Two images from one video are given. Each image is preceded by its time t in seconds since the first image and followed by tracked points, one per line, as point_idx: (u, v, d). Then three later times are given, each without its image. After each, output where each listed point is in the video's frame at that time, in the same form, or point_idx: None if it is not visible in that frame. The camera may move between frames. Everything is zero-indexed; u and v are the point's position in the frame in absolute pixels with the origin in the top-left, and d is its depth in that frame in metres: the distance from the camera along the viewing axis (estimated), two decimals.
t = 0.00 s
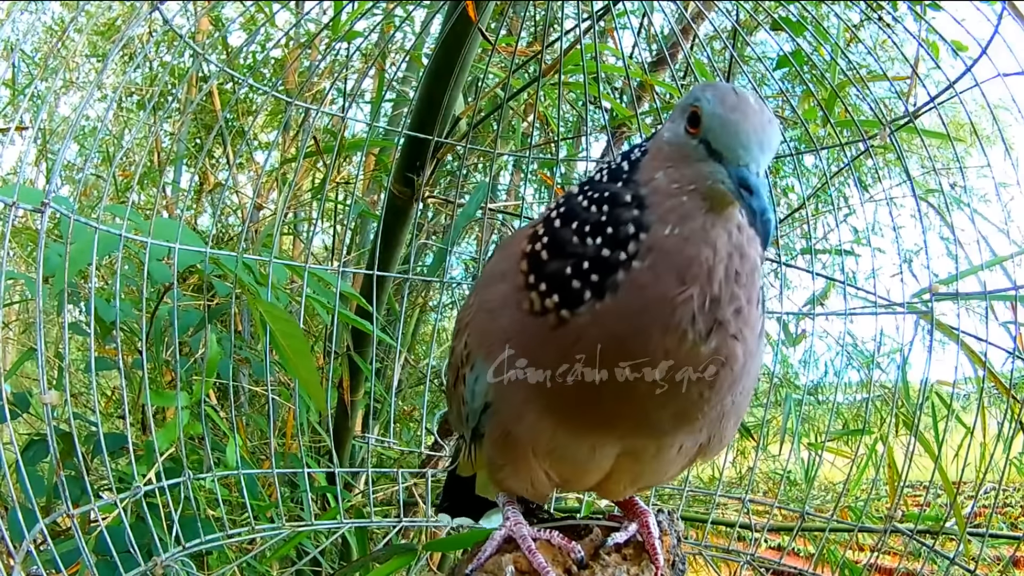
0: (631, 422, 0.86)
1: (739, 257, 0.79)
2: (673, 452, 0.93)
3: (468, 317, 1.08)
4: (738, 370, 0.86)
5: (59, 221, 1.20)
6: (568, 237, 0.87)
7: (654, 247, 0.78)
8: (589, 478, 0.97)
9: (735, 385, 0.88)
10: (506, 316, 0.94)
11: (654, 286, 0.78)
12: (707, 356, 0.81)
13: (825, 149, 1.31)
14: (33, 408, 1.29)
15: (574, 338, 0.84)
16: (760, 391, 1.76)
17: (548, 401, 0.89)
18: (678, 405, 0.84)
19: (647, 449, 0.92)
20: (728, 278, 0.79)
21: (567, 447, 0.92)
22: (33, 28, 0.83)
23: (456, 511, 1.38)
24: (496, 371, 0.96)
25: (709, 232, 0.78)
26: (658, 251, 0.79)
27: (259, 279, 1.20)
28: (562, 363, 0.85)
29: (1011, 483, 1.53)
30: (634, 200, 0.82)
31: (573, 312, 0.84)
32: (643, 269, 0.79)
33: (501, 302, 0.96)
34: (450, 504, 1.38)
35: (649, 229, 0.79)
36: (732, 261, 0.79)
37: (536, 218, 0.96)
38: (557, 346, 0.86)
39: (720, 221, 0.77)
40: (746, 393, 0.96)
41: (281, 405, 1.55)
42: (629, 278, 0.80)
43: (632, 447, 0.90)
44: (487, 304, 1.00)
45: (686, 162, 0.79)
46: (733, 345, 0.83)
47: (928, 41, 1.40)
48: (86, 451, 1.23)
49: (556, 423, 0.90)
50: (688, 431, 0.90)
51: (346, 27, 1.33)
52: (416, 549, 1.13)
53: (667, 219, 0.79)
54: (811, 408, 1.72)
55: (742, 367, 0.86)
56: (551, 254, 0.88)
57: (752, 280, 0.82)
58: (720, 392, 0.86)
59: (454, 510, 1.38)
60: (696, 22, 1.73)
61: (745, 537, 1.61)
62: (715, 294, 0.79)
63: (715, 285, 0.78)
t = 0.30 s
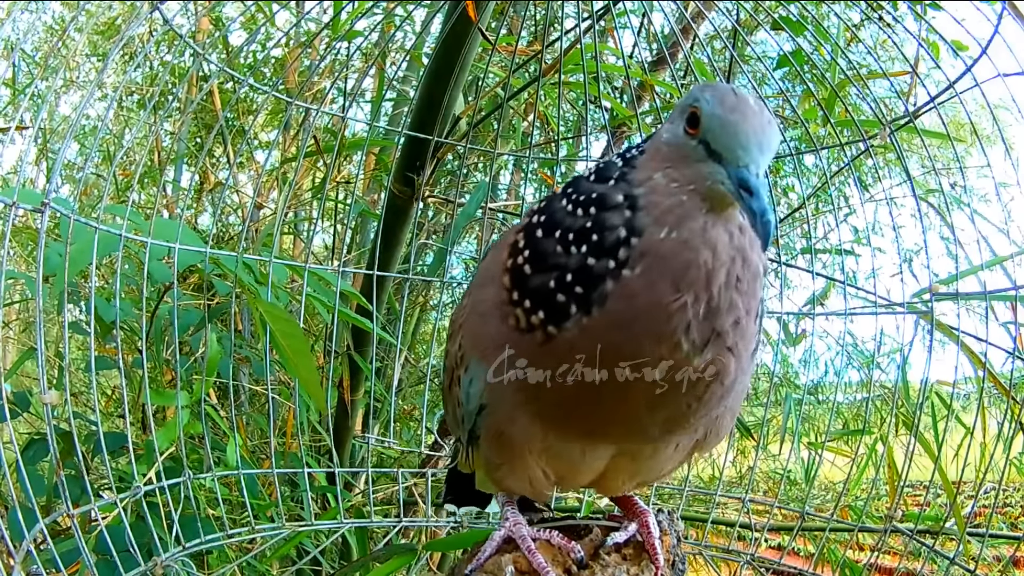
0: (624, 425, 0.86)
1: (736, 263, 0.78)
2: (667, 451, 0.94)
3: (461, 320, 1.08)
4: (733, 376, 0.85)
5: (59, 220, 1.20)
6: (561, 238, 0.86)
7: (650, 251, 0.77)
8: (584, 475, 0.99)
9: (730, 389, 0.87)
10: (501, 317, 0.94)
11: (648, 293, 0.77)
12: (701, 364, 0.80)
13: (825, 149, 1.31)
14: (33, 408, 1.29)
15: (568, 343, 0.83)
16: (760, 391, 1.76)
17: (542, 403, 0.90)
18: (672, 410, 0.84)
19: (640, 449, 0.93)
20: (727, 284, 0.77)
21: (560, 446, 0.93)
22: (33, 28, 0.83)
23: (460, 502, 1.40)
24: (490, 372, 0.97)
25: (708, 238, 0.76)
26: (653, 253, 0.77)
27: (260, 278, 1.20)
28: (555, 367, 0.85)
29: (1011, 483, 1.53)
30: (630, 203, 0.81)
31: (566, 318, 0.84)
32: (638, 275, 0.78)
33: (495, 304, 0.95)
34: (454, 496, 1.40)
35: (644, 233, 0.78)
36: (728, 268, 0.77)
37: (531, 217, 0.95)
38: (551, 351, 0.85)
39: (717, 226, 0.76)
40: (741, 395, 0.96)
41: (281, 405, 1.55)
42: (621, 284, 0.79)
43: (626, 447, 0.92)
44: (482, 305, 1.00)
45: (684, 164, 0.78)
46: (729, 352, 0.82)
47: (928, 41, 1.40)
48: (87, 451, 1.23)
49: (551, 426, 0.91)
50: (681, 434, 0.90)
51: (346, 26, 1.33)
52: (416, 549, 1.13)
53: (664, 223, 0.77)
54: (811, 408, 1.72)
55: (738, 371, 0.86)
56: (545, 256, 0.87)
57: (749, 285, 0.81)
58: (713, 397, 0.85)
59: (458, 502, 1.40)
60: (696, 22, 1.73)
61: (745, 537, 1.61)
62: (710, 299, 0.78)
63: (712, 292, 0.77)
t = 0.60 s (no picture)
0: (663, 283, 0.86)
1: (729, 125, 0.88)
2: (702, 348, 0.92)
3: (472, 256, 1.03)
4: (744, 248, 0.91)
5: (59, 221, 1.20)
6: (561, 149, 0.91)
7: (643, 103, 0.85)
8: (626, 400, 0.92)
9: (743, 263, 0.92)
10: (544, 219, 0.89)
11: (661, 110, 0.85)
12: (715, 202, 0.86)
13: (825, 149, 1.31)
14: (32, 409, 1.29)
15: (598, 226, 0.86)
16: (760, 392, 1.76)
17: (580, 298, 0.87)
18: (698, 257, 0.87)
19: (683, 347, 0.90)
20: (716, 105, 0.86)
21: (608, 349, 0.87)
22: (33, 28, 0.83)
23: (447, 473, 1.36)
24: (513, 298, 0.92)
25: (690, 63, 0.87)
26: (628, 87, 0.86)
27: (259, 279, 1.20)
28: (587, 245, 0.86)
29: (1011, 484, 1.53)
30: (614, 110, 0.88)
31: (592, 193, 0.87)
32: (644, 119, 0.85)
33: (504, 232, 0.94)
34: (440, 465, 1.35)
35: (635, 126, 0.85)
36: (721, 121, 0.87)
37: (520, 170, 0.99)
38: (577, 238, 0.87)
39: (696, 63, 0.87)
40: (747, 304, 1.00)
41: (280, 406, 1.55)
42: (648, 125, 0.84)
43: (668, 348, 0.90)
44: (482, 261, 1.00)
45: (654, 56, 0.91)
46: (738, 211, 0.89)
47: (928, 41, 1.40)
48: (87, 452, 1.23)
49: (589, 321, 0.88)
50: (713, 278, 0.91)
51: (345, 27, 1.32)
52: (415, 550, 1.14)
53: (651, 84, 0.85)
54: (811, 409, 1.72)
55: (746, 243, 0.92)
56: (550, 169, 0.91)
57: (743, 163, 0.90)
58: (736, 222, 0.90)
59: (443, 471, 1.35)
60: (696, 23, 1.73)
61: (745, 538, 1.61)
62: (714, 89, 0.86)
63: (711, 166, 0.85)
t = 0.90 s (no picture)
0: (643, 339, 0.84)
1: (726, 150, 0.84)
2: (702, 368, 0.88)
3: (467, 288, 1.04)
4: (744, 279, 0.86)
5: (59, 220, 1.20)
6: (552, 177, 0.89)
7: (637, 125, 0.81)
8: (616, 419, 0.90)
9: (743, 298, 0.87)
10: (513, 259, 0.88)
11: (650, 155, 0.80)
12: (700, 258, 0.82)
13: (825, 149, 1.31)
14: (33, 407, 1.29)
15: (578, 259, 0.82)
16: (760, 391, 1.76)
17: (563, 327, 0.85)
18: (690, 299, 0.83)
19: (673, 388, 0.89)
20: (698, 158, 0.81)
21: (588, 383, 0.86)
22: (33, 28, 0.83)
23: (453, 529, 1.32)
24: (499, 328, 0.92)
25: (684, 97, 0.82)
26: (638, 105, 0.82)
27: (259, 278, 1.20)
28: (570, 290, 0.83)
29: (1011, 483, 1.53)
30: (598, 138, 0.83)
31: (562, 258, 0.83)
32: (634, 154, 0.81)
33: (489, 270, 0.94)
34: (449, 519, 1.32)
35: (615, 152, 0.81)
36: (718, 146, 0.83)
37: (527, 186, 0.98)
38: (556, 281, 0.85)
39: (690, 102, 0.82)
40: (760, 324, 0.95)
41: (281, 404, 1.55)
42: (610, 139, 0.82)
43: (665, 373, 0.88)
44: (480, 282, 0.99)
45: (654, 73, 0.83)
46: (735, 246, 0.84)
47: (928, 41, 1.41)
48: (87, 451, 1.23)
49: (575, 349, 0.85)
50: (710, 315, 0.85)
51: (345, 26, 1.32)
52: (416, 549, 1.14)
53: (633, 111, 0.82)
54: (811, 408, 1.72)
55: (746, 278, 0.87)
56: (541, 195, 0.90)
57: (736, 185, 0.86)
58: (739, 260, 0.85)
59: (449, 527, 1.33)
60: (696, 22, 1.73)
61: (745, 536, 1.61)
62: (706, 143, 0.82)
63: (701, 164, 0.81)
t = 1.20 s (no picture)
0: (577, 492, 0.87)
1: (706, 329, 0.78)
2: (647, 506, 0.90)
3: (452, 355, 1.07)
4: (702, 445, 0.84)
5: (59, 221, 1.20)
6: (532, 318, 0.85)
7: (597, 300, 0.76)
8: (563, 519, 0.97)
9: (700, 458, 0.87)
10: (479, 378, 0.93)
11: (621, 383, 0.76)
12: (652, 457, 0.81)
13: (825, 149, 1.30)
14: (33, 408, 1.29)
15: (535, 423, 0.83)
16: (760, 392, 1.76)
17: (515, 468, 0.89)
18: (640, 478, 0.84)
19: (616, 512, 0.91)
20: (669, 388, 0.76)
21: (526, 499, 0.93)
22: (32, 29, 0.83)
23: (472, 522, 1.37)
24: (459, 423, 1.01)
25: (693, 290, 0.65)
26: (604, 259, 0.76)
27: (259, 279, 1.20)
28: (523, 446, 0.86)
29: (1011, 483, 1.53)
30: (578, 313, 0.79)
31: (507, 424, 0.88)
32: (602, 386, 0.77)
33: (462, 365, 0.98)
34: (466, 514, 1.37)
35: (586, 347, 0.78)
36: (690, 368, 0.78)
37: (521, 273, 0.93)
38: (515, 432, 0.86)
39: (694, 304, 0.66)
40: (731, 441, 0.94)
41: (280, 405, 1.55)
42: (567, 391, 0.80)
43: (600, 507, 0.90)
44: (463, 363, 0.99)
45: (662, 238, 0.65)
46: (695, 430, 0.82)
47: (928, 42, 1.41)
48: (86, 451, 1.23)
49: (520, 473, 0.89)
50: (657, 491, 0.87)
51: (345, 27, 1.32)
52: (416, 549, 1.13)
53: (592, 307, 0.77)
54: (811, 409, 1.72)
55: (709, 440, 0.85)
56: (516, 331, 0.87)
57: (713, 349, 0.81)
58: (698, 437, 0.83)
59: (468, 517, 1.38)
60: (696, 22, 1.73)
61: (745, 537, 1.61)
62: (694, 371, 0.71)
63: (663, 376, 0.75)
